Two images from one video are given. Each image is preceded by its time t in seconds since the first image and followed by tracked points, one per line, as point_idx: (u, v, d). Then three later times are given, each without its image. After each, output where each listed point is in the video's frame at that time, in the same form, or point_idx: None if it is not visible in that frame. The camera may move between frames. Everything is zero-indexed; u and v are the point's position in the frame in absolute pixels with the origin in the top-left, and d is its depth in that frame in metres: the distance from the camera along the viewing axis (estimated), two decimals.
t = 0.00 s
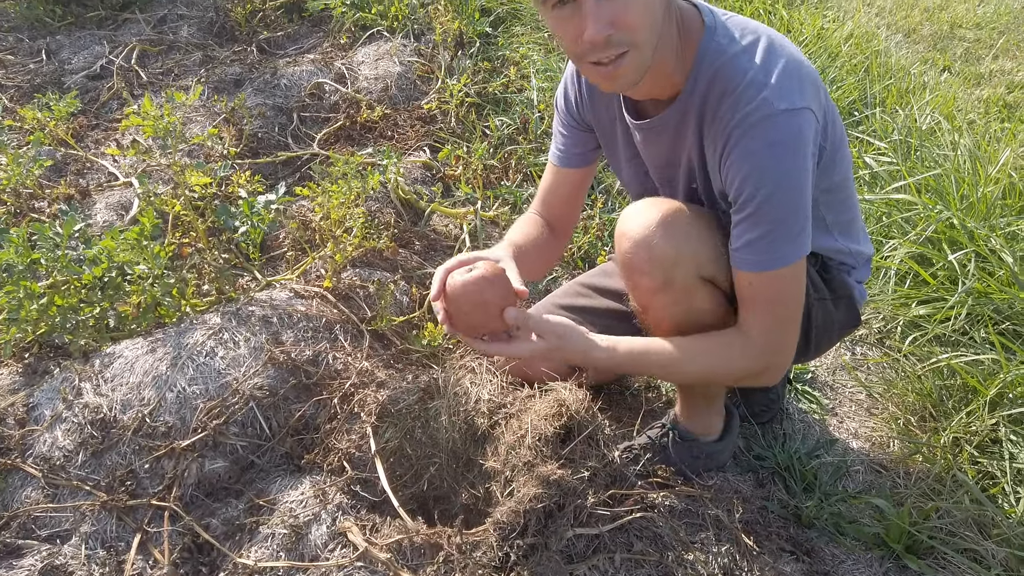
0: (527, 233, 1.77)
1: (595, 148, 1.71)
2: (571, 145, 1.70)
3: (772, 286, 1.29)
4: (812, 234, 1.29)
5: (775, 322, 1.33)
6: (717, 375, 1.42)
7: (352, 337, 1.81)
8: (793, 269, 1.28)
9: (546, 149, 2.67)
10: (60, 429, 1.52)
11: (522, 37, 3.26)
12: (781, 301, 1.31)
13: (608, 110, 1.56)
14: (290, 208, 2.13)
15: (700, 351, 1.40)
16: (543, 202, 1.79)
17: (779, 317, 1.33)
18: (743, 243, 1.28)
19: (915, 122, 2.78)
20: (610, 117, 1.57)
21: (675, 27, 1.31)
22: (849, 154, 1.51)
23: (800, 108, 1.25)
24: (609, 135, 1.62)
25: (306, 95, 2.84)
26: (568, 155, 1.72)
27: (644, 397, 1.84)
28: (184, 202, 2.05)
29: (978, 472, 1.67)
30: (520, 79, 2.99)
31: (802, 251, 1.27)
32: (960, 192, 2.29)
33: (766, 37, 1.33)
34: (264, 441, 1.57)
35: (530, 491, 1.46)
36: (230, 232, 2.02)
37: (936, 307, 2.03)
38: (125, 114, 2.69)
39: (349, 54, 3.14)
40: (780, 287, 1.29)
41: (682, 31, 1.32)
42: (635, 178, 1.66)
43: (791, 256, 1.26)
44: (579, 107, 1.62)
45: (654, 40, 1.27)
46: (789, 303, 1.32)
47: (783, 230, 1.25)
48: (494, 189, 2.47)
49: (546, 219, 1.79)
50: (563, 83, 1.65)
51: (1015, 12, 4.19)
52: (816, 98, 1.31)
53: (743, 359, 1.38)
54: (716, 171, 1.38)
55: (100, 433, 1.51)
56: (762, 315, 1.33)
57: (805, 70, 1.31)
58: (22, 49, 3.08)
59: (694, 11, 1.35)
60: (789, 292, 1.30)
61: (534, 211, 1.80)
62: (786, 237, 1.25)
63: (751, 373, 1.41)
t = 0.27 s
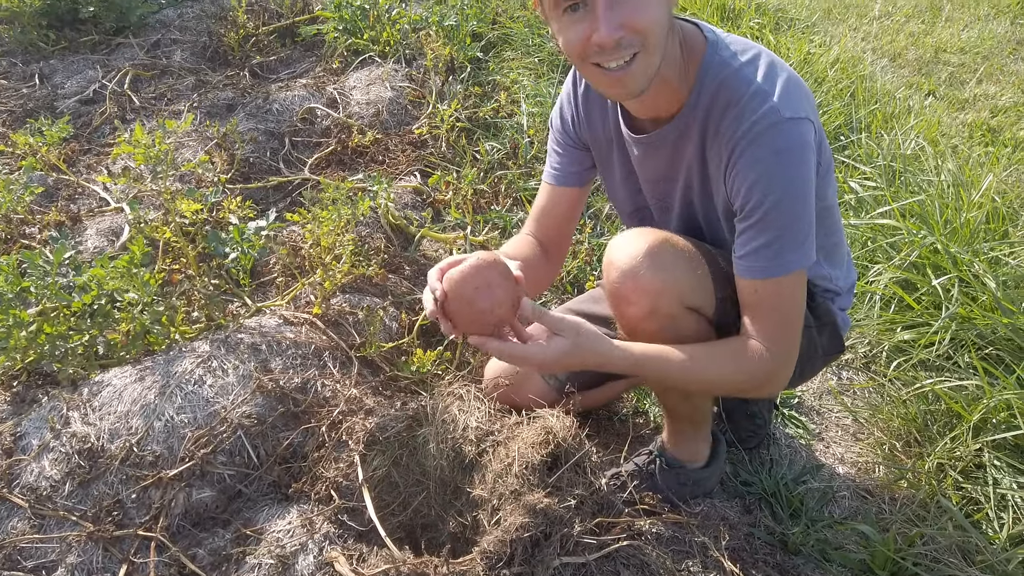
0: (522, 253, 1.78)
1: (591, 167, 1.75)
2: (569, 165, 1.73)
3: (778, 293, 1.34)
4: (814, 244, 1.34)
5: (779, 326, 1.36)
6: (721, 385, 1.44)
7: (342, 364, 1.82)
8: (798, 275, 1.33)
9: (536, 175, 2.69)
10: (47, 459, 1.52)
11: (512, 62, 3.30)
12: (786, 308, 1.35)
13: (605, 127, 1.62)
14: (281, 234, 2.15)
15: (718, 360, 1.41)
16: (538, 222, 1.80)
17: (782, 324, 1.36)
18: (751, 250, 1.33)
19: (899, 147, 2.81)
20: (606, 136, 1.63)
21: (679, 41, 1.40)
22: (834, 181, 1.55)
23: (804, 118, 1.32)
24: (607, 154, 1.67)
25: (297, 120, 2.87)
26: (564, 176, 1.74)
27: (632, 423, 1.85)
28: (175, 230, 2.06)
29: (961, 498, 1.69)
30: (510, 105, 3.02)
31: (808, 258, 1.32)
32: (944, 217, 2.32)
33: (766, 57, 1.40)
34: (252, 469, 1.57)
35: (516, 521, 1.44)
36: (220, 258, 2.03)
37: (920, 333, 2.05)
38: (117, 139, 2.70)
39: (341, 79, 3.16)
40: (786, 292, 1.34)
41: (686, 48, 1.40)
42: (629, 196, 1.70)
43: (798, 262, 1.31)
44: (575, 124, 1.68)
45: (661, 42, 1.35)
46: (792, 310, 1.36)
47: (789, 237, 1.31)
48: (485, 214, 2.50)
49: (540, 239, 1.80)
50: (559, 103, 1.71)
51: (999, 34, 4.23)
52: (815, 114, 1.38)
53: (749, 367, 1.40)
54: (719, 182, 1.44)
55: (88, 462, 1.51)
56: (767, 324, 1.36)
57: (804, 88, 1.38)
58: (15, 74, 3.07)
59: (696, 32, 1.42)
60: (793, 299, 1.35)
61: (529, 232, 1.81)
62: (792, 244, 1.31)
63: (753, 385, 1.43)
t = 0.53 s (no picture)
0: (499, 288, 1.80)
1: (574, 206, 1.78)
2: (552, 203, 1.76)
3: (746, 329, 1.38)
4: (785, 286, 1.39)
5: (742, 352, 1.39)
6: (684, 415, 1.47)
7: (319, 413, 1.82)
8: (767, 313, 1.37)
9: (516, 219, 2.73)
10: (18, 515, 1.51)
11: (493, 107, 3.35)
12: (751, 341, 1.39)
13: (589, 169, 1.66)
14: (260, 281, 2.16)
15: (678, 390, 1.44)
16: (517, 258, 1.82)
17: (745, 353, 1.40)
18: (723, 285, 1.37)
19: (871, 190, 2.88)
20: (590, 177, 1.67)
21: (650, 94, 1.43)
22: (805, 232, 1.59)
23: (782, 163, 1.37)
24: (589, 194, 1.70)
25: (279, 165, 2.89)
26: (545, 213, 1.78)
27: (609, 469, 1.86)
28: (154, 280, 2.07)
29: (934, 543, 1.70)
30: (490, 150, 3.07)
31: (778, 298, 1.36)
32: (914, 260, 2.36)
33: (747, 105, 1.45)
34: (226, 523, 1.57)
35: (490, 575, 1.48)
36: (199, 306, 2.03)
37: (892, 376, 2.08)
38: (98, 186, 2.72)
39: (323, 124, 3.20)
40: (754, 329, 1.38)
41: (665, 96, 1.45)
42: (609, 237, 1.73)
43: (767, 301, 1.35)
44: (559, 164, 1.72)
45: (619, 106, 1.40)
46: (757, 344, 1.40)
47: (760, 276, 1.35)
48: (464, 258, 2.52)
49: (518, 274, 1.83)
50: (544, 143, 1.75)
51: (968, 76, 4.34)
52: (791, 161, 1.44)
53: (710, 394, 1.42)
54: (694, 222, 1.48)
55: (59, 518, 1.51)
56: (728, 355, 1.40)
57: (780, 135, 1.44)
58: None
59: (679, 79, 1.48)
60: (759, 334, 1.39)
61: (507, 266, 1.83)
62: (763, 282, 1.35)
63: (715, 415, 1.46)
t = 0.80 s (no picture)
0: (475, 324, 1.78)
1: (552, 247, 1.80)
2: (531, 244, 1.79)
3: (717, 370, 1.40)
4: (754, 329, 1.42)
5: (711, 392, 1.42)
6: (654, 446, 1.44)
7: (291, 472, 1.81)
8: (736, 355, 1.40)
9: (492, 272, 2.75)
10: None
11: (470, 161, 3.41)
12: (721, 381, 1.42)
13: (567, 214, 1.69)
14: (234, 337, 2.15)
15: (650, 419, 1.41)
16: (494, 297, 1.83)
17: (715, 391, 1.42)
18: (695, 326, 1.40)
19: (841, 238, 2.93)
20: (568, 222, 1.70)
21: (623, 142, 1.46)
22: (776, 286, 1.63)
23: (754, 210, 1.41)
24: (567, 236, 1.72)
25: (256, 220, 2.91)
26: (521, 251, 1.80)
27: (586, 523, 1.85)
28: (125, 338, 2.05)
29: None
30: (467, 203, 3.11)
31: (746, 341, 1.40)
32: (885, 306, 2.39)
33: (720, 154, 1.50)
34: None
35: None
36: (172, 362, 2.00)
37: (865, 424, 2.09)
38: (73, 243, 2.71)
39: (301, 179, 3.23)
40: (724, 370, 1.41)
41: (639, 141, 1.48)
42: (586, 280, 1.74)
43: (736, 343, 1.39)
44: (539, 207, 1.75)
45: (589, 154, 1.42)
46: (727, 386, 1.43)
47: (730, 318, 1.38)
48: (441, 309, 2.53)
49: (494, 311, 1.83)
50: (524, 188, 1.78)
51: (932, 126, 4.48)
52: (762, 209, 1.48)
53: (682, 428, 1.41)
54: (667, 266, 1.51)
55: None
56: (699, 391, 1.42)
57: (751, 185, 1.49)
58: None
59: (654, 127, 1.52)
60: (729, 375, 1.42)
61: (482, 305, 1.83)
62: (733, 324, 1.39)
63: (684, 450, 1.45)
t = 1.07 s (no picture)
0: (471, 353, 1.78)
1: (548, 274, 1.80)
2: (527, 270, 1.80)
3: (714, 396, 1.41)
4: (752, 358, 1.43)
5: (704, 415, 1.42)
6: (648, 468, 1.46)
7: (278, 511, 1.79)
8: (733, 383, 1.41)
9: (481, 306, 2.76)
10: None
11: (459, 195, 3.43)
12: (716, 404, 1.42)
13: (563, 241, 1.70)
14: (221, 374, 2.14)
15: (648, 437, 1.42)
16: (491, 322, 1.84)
17: (710, 415, 1.42)
18: (693, 352, 1.40)
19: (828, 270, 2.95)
20: (563, 249, 1.71)
21: (623, 168, 1.48)
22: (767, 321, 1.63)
23: (752, 238, 1.42)
24: (562, 263, 1.73)
25: (245, 256, 2.91)
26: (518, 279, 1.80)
27: (577, 559, 1.83)
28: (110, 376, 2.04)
29: None
30: (456, 237, 3.12)
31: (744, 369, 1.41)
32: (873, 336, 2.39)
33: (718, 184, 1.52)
34: None
35: None
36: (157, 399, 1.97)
37: (855, 456, 2.09)
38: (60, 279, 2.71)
39: (290, 213, 3.24)
40: (721, 397, 1.41)
41: (639, 168, 1.50)
42: (579, 306, 1.73)
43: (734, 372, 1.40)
44: (535, 234, 1.75)
45: (592, 177, 1.44)
46: (724, 411, 1.43)
47: (729, 346, 1.39)
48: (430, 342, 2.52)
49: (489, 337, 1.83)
50: (519, 216, 1.79)
51: (915, 159, 4.54)
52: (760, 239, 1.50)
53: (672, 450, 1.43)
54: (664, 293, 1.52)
55: None
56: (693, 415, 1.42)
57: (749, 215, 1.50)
58: None
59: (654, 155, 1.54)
60: (726, 401, 1.42)
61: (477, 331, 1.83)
62: (731, 351, 1.39)
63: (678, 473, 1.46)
